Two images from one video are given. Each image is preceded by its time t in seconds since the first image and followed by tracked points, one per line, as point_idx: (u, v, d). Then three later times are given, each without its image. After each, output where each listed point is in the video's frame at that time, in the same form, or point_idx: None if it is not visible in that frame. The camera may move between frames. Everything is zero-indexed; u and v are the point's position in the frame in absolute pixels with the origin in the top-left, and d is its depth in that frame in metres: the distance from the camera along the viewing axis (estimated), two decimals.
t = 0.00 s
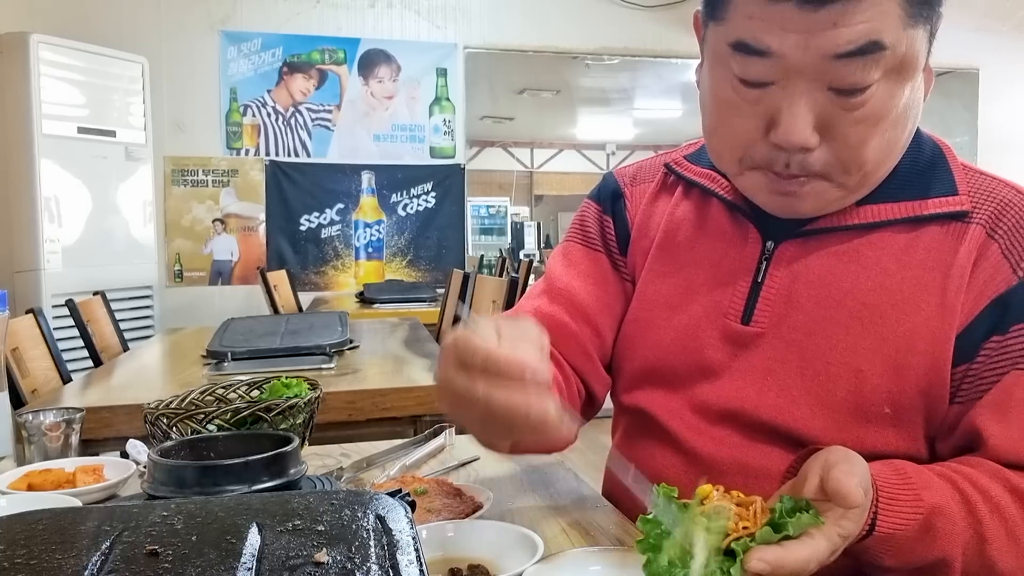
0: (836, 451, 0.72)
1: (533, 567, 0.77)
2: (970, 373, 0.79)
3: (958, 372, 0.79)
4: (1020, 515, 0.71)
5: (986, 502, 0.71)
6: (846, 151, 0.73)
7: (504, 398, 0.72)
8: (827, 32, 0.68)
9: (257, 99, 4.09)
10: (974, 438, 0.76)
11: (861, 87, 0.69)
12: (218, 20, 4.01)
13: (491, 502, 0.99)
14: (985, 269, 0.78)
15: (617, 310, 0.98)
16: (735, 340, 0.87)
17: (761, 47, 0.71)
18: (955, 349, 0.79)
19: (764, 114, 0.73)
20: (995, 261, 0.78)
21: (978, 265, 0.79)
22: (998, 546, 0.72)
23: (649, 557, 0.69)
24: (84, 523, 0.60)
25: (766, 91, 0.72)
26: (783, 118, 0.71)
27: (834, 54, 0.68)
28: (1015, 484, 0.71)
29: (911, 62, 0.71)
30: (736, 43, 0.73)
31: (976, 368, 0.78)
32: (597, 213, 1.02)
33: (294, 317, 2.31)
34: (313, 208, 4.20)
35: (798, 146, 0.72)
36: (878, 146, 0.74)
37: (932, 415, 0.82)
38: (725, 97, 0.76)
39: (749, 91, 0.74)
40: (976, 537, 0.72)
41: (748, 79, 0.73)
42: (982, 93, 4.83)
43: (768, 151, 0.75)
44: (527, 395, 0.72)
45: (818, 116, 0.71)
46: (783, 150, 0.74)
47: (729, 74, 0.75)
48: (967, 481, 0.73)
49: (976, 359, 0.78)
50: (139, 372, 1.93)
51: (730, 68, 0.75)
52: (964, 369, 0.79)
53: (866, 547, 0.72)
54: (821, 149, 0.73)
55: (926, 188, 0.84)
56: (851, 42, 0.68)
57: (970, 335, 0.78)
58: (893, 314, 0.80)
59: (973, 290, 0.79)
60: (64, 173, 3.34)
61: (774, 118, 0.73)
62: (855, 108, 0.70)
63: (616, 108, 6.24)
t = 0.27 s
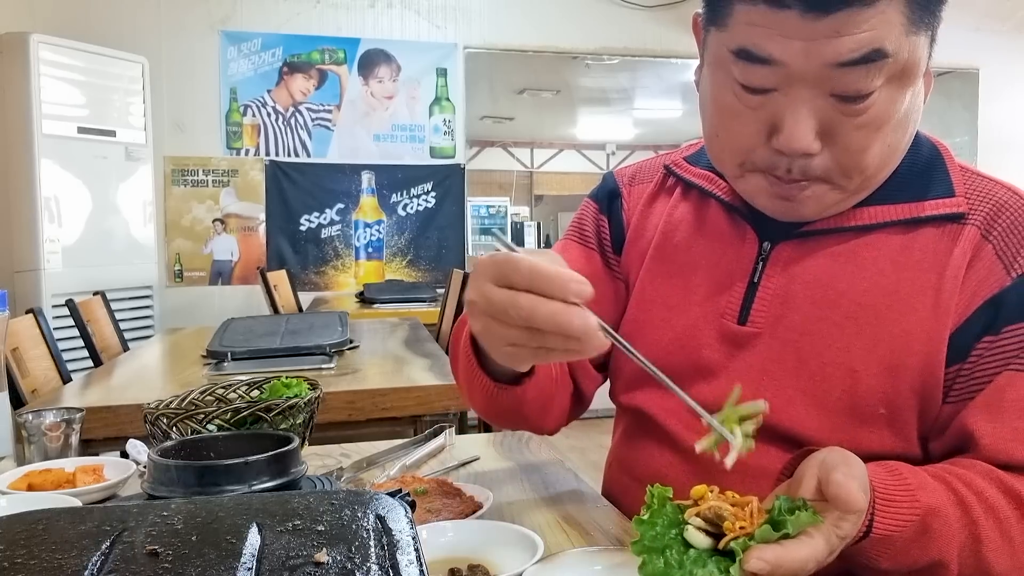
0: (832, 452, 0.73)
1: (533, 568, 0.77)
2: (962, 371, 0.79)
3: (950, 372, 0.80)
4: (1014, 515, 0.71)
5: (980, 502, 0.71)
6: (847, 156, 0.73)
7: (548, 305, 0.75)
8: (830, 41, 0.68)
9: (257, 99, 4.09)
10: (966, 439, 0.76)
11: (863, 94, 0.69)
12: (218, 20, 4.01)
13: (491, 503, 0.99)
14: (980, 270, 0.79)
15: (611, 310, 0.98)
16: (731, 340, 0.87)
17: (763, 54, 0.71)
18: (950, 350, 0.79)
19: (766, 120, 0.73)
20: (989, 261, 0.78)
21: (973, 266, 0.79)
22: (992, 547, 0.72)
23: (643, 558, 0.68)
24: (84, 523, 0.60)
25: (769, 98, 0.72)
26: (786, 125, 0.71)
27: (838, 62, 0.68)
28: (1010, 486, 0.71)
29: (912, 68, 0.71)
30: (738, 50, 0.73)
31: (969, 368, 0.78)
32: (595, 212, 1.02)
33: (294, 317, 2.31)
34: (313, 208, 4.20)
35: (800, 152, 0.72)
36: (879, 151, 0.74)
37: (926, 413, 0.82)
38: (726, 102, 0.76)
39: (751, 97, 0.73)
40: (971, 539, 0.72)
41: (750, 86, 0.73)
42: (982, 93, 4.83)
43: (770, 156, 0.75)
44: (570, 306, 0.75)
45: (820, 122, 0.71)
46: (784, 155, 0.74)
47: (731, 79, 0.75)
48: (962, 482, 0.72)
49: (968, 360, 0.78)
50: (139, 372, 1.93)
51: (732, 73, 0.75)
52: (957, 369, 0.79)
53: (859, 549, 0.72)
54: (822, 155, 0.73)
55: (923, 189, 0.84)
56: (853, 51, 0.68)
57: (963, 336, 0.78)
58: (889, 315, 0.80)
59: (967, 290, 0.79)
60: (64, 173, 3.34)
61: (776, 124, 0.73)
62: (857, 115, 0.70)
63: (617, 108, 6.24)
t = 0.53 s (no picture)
0: (833, 456, 0.72)
1: (533, 568, 0.77)
2: (960, 372, 0.79)
3: (948, 373, 0.80)
4: (1011, 516, 0.72)
5: (979, 503, 0.72)
6: (848, 157, 0.73)
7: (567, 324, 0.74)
8: (832, 42, 0.68)
9: (257, 99, 4.09)
10: (964, 441, 0.76)
11: (865, 95, 0.69)
12: (218, 20, 4.01)
13: (491, 502, 0.99)
14: (978, 271, 0.79)
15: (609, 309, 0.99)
16: (730, 341, 0.87)
17: (766, 55, 0.71)
18: (948, 350, 0.79)
19: (767, 120, 0.73)
20: (988, 262, 0.78)
21: (971, 267, 0.79)
22: (990, 549, 0.72)
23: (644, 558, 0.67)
24: (83, 523, 0.60)
25: (771, 97, 0.72)
26: (787, 125, 0.71)
27: (840, 63, 0.68)
28: (1009, 486, 0.72)
29: (914, 69, 0.71)
30: (740, 50, 0.73)
31: (966, 369, 0.78)
32: (595, 211, 1.02)
33: (293, 317, 2.30)
34: (313, 208, 4.20)
35: (801, 152, 0.72)
36: (880, 152, 0.74)
37: (925, 414, 0.82)
38: (728, 101, 0.76)
39: (752, 97, 0.73)
40: (970, 540, 0.72)
41: (752, 86, 0.73)
42: (982, 92, 4.83)
43: (771, 156, 0.75)
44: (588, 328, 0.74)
45: (821, 122, 0.71)
46: (784, 156, 0.74)
47: (732, 79, 0.75)
48: (960, 482, 0.73)
49: (966, 360, 0.78)
50: (139, 372, 1.93)
51: (733, 73, 0.75)
52: (955, 370, 0.79)
53: (858, 550, 0.72)
54: (823, 155, 0.73)
55: (923, 190, 0.84)
56: (856, 51, 0.68)
57: (961, 336, 0.78)
58: (887, 316, 0.80)
59: (965, 291, 0.79)
60: (64, 173, 3.34)
61: (778, 123, 0.73)
62: (858, 116, 0.70)
63: (617, 108, 6.24)
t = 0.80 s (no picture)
0: (829, 464, 0.73)
1: (533, 568, 0.77)
2: (965, 377, 0.78)
3: (953, 377, 0.79)
4: (1012, 524, 0.71)
5: (980, 511, 0.71)
6: (855, 155, 0.73)
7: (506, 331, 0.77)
8: (842, 35, 0.67)
9: (257, 99, 4.09)
10: (968, 444, 0.76)
11: (874, 92, 0.69)
12: (218, 20, 4.01)
13: (491, 502, 0.99)
14: (983, 275, 0.78)
15: (613, 309, 0.98)
16: (733, 342, 0.87)
17: (776, 48, 0.71)
18: (953, 353, 0.78)
19: (774, 116, 0.73)
20: (994, 266, 0.77)
21: (976, 270, 0.79)
22: (990, 556, 0.72)
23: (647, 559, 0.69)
24: (84, 523, 0.60)
25: (778, 92, 0.72)
26: (794, 120, 0.71)
27: (850, 57, 0.68)
28: (1011, 494, 0.71)
29: (923, 67, 0.71)
30: (750, 43, 0.73)
31: (972, 375, 0.78)
32: (596, 209, 1.02)
33: (293, 317, 2.31)
34: (313, 208, 4.20)
35: (808, 149, 0.72)
36: (887, 151, 0.74)
37: (927, 417, 0.82)
38: (734, 97, 0.76)
39: (761, 91, 0.74)
40: (969, 547, 0.72)
41: (760, 80, 0.73)
42: (982, 92, 4.83)
43: (777, 153, 0.75)
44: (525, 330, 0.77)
45: (829, 119, 0.71)
46: (791, 152, 0.74)
47: (740, 74, 0.75)
48: (961, 489, 0.73)
49: (972, 365, 0.78)
50: (139, 372, 1.93)
51: (741, 68, 0.75)
52: (961, 374, 0.79)
53: (861, 556, 0.73)
54: (830, 153, 0.73)
55: (928, 191, 0.83)
56: (866, 46, 0.67)
57: (967, 340, 0.78)
58: (891, 319, 0.80)
59: (970, 295, 0.78)
60: (64, 173, 3.34)
61: (785, 120, 0.73)
62: (867, 113, 0.70)
63: (616, 108, 6.24)
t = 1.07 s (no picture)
0: (816, 437, 0.73)
1: (532, 568, 0.77)
2: (972, 381, 0.79)
3: (960, 380, 0.80)
4: (1004, 516, 0.71)
5: (974, 501, 0.72)
6: (860, 154, 0.73)
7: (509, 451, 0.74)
8: (852, 28, 0.68)
9: (257, 99, 4.09)
10: (973, 444, 0.76)
11: (882, 88, 0.70)
12: (218, 20, 4.01)
13: (491, 502, 1.00)
14: (989, 278, 0.79)
15: (617, 310, 0.97)
16: (737, 345, 0.87)
17: (785, 40, 0.71)
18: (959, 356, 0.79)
19: (780, 112, 0.73)
20: (999, 270, 0.78)
21: (982, 273, 0.79)
22: (981, 546, 0.72)
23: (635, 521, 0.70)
24: (84, 523, 0.60)
25: (785, 87, 0.72)
26: (801, 115, 0.71)
27: (859, 51, 0.68)
28: (1003, 485, 0.71)
29: (931, 66, 0.71)
30: (758, 36, 0.73)
31: (978, 378, 0.78)
32: (598, 211, 1.02)
33: (293, 317, 2.31)
34: (313, 208, 4.20)
35: (813, 146, 0.72)
36: (892, 152, 0.74)
37: (933, 421, 0.82)
38: (740, 92, 0.76)
39: (768, 85, 0.74)
40: (960, 534, 0.72)
41: (768, 74, 0.73)
42: (982, 92, 4.83)
43: (781, 150, 0.75)
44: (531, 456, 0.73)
45: (835, 116, 0.71)
46: (795, 150, 0.74)
47: (748, 67, 0.75)
48: (957, 479, 0.73)
49: (978, 368, 0.78)
50: (139, 372, 1.93)
51: (749, 61, 0.75)
52: (966, 379, 0.79)
53: (846, 533, 0.73)
54: (835, 151, 0.73)
55: (933, 194, 0.84)
56: (876, 40, 0.68)
57: (973, 344, 0.78)
58: (897, 322, 0.80)
59: (976, 298, 0.79)
60: (64, 173, 3.34)
61: (790, 115, 0.73)
62: (874, 110, 0.70)
63: (616, 108, 6.24)
